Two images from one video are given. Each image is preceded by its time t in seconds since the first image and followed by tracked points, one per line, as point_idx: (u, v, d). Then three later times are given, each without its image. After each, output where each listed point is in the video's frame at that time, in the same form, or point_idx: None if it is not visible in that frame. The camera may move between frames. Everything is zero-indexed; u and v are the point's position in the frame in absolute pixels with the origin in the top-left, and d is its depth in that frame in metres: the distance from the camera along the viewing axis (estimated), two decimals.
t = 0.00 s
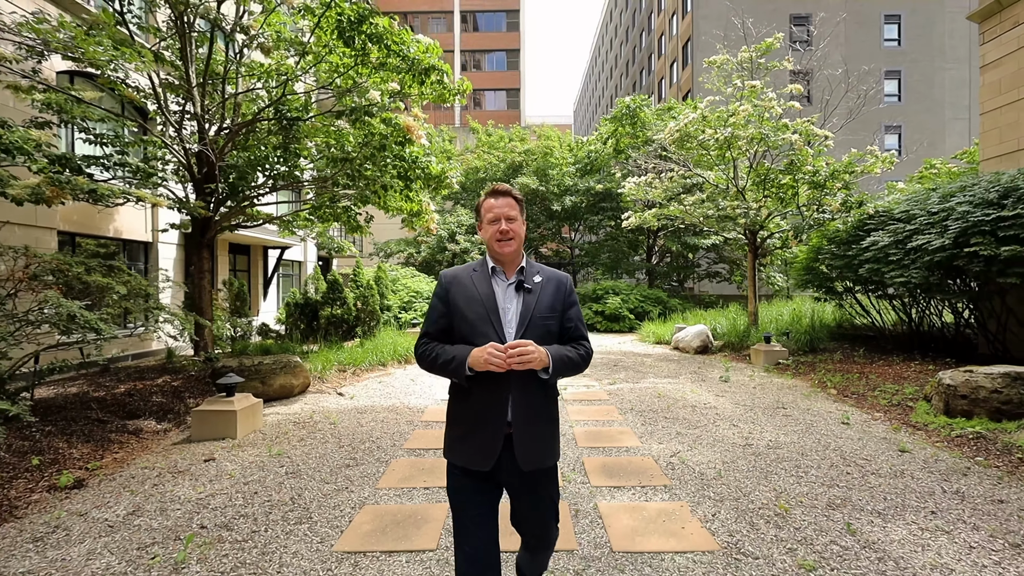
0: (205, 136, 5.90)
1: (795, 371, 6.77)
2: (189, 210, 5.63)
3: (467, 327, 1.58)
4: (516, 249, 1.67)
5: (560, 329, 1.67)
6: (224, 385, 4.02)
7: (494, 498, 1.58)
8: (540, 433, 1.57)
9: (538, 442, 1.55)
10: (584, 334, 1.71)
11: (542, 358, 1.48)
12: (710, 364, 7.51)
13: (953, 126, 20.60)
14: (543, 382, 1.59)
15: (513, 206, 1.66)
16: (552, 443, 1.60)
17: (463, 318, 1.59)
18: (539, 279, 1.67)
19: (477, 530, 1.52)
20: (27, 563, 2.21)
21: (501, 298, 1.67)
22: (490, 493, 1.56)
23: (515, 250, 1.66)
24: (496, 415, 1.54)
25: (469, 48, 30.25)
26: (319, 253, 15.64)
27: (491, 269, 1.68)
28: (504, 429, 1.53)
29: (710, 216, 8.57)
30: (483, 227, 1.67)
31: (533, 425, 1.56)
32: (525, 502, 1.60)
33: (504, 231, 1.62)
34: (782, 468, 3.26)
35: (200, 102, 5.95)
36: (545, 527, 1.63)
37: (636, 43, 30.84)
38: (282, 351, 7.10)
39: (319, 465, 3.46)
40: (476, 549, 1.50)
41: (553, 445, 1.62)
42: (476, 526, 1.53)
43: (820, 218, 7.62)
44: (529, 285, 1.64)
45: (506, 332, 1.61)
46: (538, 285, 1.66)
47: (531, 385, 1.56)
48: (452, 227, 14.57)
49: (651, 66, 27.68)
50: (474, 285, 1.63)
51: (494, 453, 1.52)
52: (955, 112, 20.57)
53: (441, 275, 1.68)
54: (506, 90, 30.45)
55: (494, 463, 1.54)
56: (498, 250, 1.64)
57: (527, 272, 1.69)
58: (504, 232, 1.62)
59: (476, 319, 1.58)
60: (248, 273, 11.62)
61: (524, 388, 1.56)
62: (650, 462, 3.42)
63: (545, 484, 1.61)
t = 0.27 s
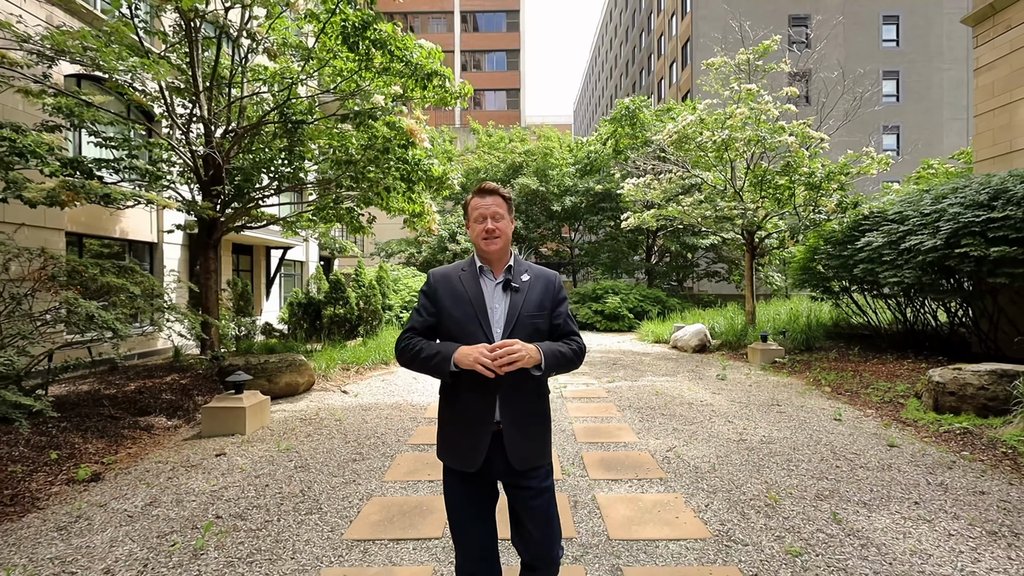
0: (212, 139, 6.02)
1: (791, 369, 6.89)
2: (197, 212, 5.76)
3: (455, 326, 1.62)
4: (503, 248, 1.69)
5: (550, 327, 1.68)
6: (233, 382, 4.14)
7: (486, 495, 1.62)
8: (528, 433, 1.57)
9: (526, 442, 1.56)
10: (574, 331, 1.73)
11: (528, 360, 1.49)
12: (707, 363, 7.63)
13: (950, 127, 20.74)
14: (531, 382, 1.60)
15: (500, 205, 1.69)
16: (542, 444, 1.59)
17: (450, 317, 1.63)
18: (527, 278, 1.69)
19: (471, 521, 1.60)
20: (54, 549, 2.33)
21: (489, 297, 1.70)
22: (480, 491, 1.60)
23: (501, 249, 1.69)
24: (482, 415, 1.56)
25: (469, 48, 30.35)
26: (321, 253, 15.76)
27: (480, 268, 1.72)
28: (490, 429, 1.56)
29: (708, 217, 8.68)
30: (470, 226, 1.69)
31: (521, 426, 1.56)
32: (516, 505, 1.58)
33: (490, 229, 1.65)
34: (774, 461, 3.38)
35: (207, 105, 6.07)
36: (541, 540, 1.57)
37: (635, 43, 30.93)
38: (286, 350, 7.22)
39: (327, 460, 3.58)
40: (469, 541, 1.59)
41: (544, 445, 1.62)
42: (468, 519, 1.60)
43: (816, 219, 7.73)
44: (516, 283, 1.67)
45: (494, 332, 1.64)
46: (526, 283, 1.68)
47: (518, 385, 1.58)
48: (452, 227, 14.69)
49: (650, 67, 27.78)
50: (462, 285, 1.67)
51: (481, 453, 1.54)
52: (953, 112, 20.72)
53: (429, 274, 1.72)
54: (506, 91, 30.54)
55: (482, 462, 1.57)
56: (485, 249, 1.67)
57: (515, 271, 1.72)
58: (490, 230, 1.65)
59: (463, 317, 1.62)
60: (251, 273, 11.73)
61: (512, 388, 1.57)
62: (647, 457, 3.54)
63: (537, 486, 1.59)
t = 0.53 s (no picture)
0: (218, 142, 6.15)
1: (788, 368, 7.00)
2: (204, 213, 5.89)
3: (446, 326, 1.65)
4: (496, 250, 1.68)
5: (546, 326, 1.67)
6: (241, 379, 4.25)
7: (481, 495, 1.61)
8: (520, 431, 1.57)
9: (517, 440, 1.55)
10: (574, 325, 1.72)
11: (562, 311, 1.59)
12: (705, 361, 7.74)
13: (949, 127, 20.84)
14: (523, 379, 1.60)
15: (495, 208, 1.64)
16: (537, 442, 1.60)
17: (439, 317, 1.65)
18: (521, 278, 1.68)
19: (468, 518, 1.61)
20: (76, 537, 2.44)
21: (482, 298, 1.70)
22: (477, 491, 1.61)
23: (495, 251, 1.68)
24: (473, 413, 1.57)
25: (470, 49, 30.49)
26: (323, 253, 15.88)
27: (473, 271, 1.73)
28: (481, 427, 1.56)
29: (706, 218, 8.79)
30: (464, 227, 1.68)
31: (514, 425, 1.56)
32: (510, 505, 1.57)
33: (483, 233, 1.63)
34: (765, 455, 3.50)
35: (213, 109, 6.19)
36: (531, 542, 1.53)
37: (635, 44, 31.03)
38: (290, 349, 7.33)
39: (333, 454, 3.69)
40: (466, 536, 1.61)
41: (538, 444, 1.61)
42: (464, 516, 1.62)
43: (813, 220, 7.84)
44: (509, 284, 1.66)
45: (486, 332, 1.64)
46: (519, 284, 1.67)
47: (509, 382, 1.58)
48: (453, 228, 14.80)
49: (650, 67, 27.88)
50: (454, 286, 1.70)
51: (473, 451, 1.55)
52: (952, 113, 20.82)
53: (425, 277, 1.76)
54: (507, 91, 30.63)
55: (475, 460, 1.58)
56: (477, 251, 1.67)
57: (509, 271, 1.72)
58: (483, 234, 1.63)
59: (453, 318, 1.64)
60: (254, 273, 11.86)
61: (503, 386, 1.58)
62: (643, 451, 3.65)
63: (529, 486, 1.57)
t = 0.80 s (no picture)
0: (225, 146, 6.27)
1: (786, 368, 7.10)
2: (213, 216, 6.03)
3: (447, 335, 1.65)
4: (504, 259, 1.68)
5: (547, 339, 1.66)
6: (251, 378, 4.37)
7: (476, 502, 1.64)
8: (515, 443, 1.57)
9: (511, 452, 1.55)
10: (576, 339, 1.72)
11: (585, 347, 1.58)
12: (704, 362, 7.84)
13: (950, 128, 20.89)
14: (519, 392, 1.59)
15: (506, 218, 1.67)
16: (532, 454, 1.59)
17: (441, 326, 1.65)
18: (525, 288, 1.67)
19: (465, 523, 1.66)
20: (99, 527, 2.57)
21: (484, 307, 1.69)
22: (472, 498, 1.63)
23: (501, 261, 1.68)
24: (469, 424, 1.58)
25: (472, 51, 30.65)
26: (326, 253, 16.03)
27: (475, 278, 1.71)
28: (476, 438, 1.56)
29: (706, 220, 8.90)
30: (473, 234, 1.67)
31: (509, 438, 1.56)
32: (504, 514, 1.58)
33: (492, 243, 1.63)
34: (760, 452, 3.60)
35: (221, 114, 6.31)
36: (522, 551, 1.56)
37: (637, 46, 31.14)
38: (296, 349, 7.46)
39: (341, 450, 3.81)
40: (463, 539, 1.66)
41: (533, 456, 1.60)
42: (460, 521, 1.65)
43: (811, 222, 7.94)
44: (512, 294, 1.65)
45: (486, 342, 1.64)
46: (523, 294, 1.66)
47: (505, 395, 1.58)
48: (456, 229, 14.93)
49: (651, 69, 27.98)
50: (457, 294, 1.69)
51: (467, 461, 1.56)
52: (952, 114, 20.88)
53: (428, 283, 1.75)
54: (509, 93, 30.75)
55: (470, 470, 1.58)
56: (484, 260, 1.66)
57: (513, 280, 1.69)
58: (492, 243, 1.63)
59: (455, 327, 1.65)
60: (258, 275, 12.01)
61: (499, 398, 1.58)
62: (641, 448, 3.77)
63: (523, 498, 1.57)
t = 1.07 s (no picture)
0: (232, 148, 6.39)
1: (782, 366, 7.21)
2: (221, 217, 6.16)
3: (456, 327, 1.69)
4: (519, 252, 1.72)
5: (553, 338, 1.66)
6: (259, 376, 4.49)
7: (478, 500, 1.65)
8: (516, 441, 1.57)
9: (511, 451, 1.56)
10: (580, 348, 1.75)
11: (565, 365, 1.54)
12: (702, 360, 7.95)
13: (949, 128, 20.97)
14: (522, 390, 1.59)
15: (523, 209, 1.71)
16: (532, 454, 1.59)
17: (453, 316, 1.70)
18: (537, 285, 1.70)
19: (466, 525, 1.66)
20: (120, 516, 2.69)
21: (495, 301, 1.73)
22: (472, 495, 1.64)
23: (516, 254, 1.72)
24: (469, 419, 1.60)
25: (473, 51, 30.72)
26: (328, 253, 16.15)
27: (490, 272, 1.76)
28: (476, 434, 1.58)
29: (705, 220, 9.01)
30: (491, 225, 1.73)
31: (509, 435, 1.57)
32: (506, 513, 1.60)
33: (510, 231, 1.68)
34: (753, 447, 3.72)
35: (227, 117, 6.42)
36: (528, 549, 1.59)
37: (637, 46, 31.23)
38: (300, 347, 7.58)
39: (347, 446, 3.93)
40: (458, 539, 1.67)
41: (535, 457, 1.59)
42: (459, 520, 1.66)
43: (808, 223, 8.05)
44: (523, 290, 1.68)
45: (493, 337, 1.66)
46: (534, 291, 1.69)
47: (507, 392, 1.58)
48: (457, 229, 15.05)
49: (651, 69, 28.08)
50: (468, 286, 1.74)
51: (466, 456, 1.58)
52: (952, 114, 20.96)
53: (444, 273, 1.81)
54: (509, 92, 30.83)
55: (470, 465, 1.61)
56: (500, 252, 1.71)
57: (526, 277, 1.73)
58: (510, 233, 1.68)
59: (465, 319, 1.68)
60: (262, 274, 12.13)
61: (502, 396, 1.58)
62: (638, 443, 3.89)
63: (526, 498, 1.58)
